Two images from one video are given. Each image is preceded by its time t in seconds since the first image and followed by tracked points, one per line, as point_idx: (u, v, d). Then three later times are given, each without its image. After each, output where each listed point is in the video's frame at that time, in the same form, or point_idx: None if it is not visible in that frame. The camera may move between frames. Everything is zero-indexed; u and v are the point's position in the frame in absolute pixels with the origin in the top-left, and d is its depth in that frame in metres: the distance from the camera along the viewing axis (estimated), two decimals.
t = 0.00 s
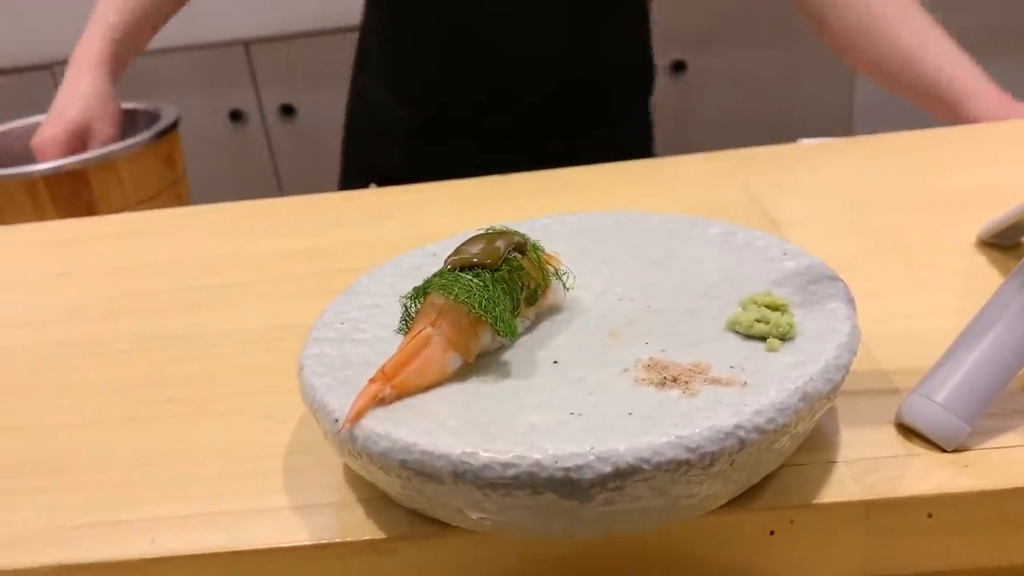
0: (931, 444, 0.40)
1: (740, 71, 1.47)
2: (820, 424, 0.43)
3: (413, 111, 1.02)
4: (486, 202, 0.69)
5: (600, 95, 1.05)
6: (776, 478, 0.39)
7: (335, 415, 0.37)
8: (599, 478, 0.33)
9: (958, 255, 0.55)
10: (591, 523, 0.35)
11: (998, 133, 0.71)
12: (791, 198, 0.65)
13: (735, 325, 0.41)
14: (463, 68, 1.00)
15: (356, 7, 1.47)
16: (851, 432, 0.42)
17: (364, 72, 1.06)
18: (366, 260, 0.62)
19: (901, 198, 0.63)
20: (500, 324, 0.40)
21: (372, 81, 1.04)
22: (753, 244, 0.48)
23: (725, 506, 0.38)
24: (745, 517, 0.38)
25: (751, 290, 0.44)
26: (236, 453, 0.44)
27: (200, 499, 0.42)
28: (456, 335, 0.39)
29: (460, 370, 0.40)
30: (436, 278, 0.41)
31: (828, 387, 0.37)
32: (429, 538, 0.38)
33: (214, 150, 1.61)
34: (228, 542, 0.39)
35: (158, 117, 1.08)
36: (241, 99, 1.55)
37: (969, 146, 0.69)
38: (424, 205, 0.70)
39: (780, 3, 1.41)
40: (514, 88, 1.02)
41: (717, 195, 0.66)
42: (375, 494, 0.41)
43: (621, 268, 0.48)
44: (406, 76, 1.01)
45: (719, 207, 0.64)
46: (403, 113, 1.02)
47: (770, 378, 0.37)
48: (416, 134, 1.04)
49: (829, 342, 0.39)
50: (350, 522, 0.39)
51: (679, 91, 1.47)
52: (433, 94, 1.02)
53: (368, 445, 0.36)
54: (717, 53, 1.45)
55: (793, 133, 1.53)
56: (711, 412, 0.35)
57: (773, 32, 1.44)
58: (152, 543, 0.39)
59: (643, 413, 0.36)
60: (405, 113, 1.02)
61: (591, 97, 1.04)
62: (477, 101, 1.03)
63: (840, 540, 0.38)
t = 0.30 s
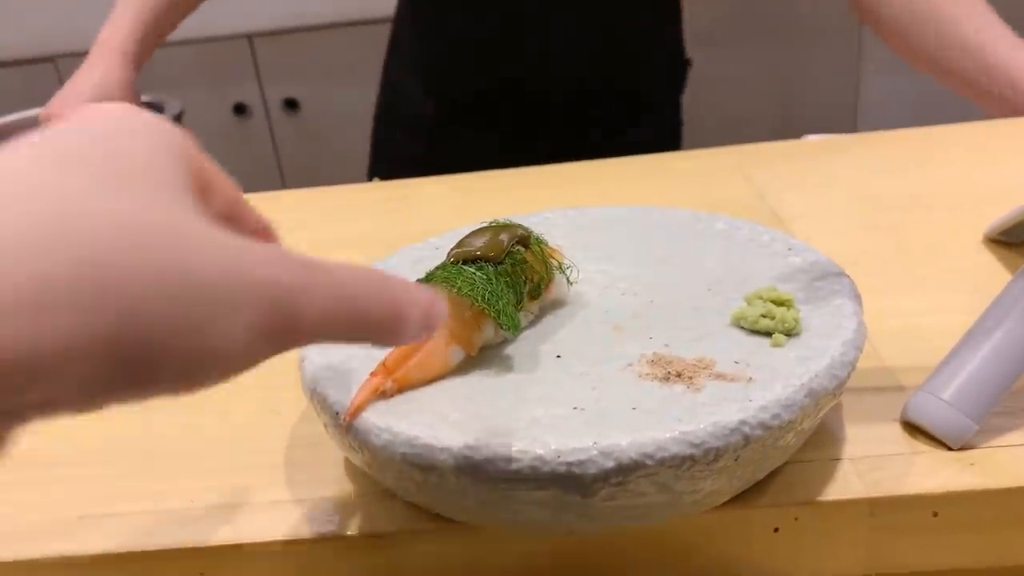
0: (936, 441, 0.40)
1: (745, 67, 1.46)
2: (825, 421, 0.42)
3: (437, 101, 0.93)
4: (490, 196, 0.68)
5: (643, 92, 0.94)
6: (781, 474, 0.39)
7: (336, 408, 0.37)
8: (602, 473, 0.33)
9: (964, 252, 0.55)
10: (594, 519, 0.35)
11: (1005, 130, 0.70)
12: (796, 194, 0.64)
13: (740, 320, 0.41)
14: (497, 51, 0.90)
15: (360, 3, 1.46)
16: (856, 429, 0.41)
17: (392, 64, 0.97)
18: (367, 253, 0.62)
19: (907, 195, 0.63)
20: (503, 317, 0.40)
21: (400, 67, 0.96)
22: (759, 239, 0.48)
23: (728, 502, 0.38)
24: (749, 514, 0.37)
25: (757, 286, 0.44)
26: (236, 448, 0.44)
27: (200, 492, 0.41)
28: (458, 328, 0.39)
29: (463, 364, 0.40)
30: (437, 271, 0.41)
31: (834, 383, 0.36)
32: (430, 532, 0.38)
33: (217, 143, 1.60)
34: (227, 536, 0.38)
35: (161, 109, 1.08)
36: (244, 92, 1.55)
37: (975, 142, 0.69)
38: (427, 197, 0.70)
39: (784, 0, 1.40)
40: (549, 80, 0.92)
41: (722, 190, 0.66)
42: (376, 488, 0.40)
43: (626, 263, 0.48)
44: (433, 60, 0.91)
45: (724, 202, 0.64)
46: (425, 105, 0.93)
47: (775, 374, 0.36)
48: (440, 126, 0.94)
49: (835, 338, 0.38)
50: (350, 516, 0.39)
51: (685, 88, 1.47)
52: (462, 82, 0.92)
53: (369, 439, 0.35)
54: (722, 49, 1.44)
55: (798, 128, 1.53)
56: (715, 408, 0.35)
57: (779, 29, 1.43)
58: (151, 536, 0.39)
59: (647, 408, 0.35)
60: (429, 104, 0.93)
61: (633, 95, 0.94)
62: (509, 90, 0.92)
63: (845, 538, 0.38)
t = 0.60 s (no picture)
0: (942, 433, 0.40)
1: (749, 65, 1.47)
2: (831, 413, 0.43)
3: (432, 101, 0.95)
4: (498, 190, 0.69)
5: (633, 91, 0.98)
6: (788, 465, 0.39)
7: (348, 396, 0.37)
8: (613, 461, 0.33)
9: (969, 246, 0.56)
10: (603, 506, 0.35)
11: (1009, 127, 0.71)
12: (802, 189, 0.65)
13: (749, 312, 0.41)
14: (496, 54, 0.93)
15: None
16: (862, 421, 0.42)
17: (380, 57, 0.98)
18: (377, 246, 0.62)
19: (913, 190, 0.63)
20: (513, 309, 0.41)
21: (393, 67, 0.97)
22: (767, 234, 0.48)
23: (736, 492, 0.38)
24: (756, 503, 0.38)
25: (765, 279, 0.44)
26: (248, 437, 0.45)
27: (212, 480, 0.42)
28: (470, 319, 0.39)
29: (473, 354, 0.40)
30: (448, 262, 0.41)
31: (842, 374, 0.37)
32: (441, 520, 0.38)
33: (221, 138, 1.61)
34: (240, 523, 0.39)
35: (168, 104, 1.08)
36: (249, 87, 1.55)
37: (980, 139, 0.69)
38: (436, 190, 0.70)
39: None
40: (546, 82, 0.95)
41: (728, 184, 0.66)
42: (387, 476, 0.41)
43: (634, 256, 0.48)
44: (430, 62, 0.93)
45: (731, 197, 0.64)
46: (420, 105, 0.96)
47: (783, 364, 0.37)
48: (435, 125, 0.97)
49: (843, 330, 0.39)
50: (362, 503, 0.39)
51: (690, 85, 1.48)
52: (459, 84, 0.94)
53: (381, 427, 0.36)
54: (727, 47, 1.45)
55: (801, 126, 1.53)
56: (725, 397, 0.35)
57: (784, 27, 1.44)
58: (164, 523, 0.39)
59: (657, 398, 0.36)
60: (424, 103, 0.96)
61: (625, 96, 0.97)
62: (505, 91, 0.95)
63: (850, 528, 0.39)
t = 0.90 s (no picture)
0: (943, 434, 0.41)
1: (751, 65, 1.47)
2: (833, 414, 0.43)
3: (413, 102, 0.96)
4: (500, 191, 0.69)
5: (619, 91, 0.99)
6: (789, 466, 0.39)
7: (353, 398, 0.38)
8: (615, 462, 0.33)
9: (971, 246, 0.56)
10: (605, 507, 0.35)
11: (1014, 126, 0.71)
12: (804, 189, 0.65)
13: (751, 313, 0.41)
14: (482, 54, 0.93)
15: None
16: (863, 421, 0.42)
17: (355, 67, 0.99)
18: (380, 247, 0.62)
19: (916, 189, 0.63)
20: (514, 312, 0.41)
21: (366, 75, 0.97)
22: (770, 235, 0.48)
23: (738, 493, 0.38)
24: (758, 503, 0.38)
25: (767, 280, 0.44)
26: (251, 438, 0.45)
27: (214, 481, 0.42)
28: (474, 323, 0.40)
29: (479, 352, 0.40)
30: (450, 263, 0.42)
31: (843, 375, 0.37)
32: (444, 520, 0.38)
33: (225, 138, 1.61)
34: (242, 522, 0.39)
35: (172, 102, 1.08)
36: (253, 88, 1.55)
37: (984, 138, 0.69)
38: (440, 190, 0.71)
39: None
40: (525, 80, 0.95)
41: (730, 184, 0.67)
42: (390, 475, 0.41)
43: (638, 257, 0.48)
44: (407, 67, 0.94)
45: (734, 198, 0.65)
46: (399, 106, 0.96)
47: (785, 365, 0.37)
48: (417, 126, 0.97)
49: (844, 331, 0.39)
50: (364, 502, 0.39)
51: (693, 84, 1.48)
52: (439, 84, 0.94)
53: (383, 429, 0.36)
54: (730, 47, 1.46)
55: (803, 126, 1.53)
56: (726, 398, 0.35)
57: (787, 26, 1.44)
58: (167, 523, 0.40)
59: (659, 398, 0.36)
60: (403, 105, 0.96)
61: (604, 92, 0.98)
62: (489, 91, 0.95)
63: (852, 529, 0.39)
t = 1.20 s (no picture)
0: (942, 436, 0.41)
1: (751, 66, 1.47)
2: (832, 416, 0.43)
3: (395, 104, 0.96)
4: (500, 194, 0.69)
5: (604, 91, 0.99)
6: (788, 469, 0.40)
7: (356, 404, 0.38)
8: (614, 465, 0.33)
9: (970, 248, 0.56)
10: (605, 510, 0.35)
11: (1014, 127, 0.71)
12: (804, 191, 0.65)
13: (750, 316, 0.41)
14: (467, 57, 0.94)
15: None
16: (862, 424, 0.42)
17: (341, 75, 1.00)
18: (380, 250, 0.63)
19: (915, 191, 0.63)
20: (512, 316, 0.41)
21: (350, 82, 0.99)
22: (769, 238, 0.48)
23: (737, 496, 0.38)
24: (758, 506, 0.38)
25: (766, 282, 0.44)
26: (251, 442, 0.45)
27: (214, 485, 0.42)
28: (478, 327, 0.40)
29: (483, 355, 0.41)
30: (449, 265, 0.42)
31: (842, 378, 0.37)
32: (444, 523, 0.38)
33: (225, 141, 1.61)
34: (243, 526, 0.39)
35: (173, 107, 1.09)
36: (254, 91, 1.55)
37: (983, 140, 0.69)
38: (440, 193, 0.71)
39: None
40: (506, 79, 0.95)
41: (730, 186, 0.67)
42: (391, 478, 0.41)
43: (637, 260, 0.48)
44: (387, 71, 0.95)
45: (733, 200, 0.65)
46: (380, 109, 0.97)
47: (783, 369, 0.37)
48: (402, 129, 0.98)
49: (842, 335, 0.39)
50: (365, 506, 0.40)
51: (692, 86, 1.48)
52: (420, 85, 0.95)
53: (384, 433, 0.36)
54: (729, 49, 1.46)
55: (803, 127, 1.54)
56: (725, 402, 0.35)
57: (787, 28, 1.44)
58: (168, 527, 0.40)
59: (658, 402, 0.36)
60: (386, 110, 0.97)
61: (587, 90, 0.98)
62: (477, 93, 0.96)
63: (851, 531, 0.39)
